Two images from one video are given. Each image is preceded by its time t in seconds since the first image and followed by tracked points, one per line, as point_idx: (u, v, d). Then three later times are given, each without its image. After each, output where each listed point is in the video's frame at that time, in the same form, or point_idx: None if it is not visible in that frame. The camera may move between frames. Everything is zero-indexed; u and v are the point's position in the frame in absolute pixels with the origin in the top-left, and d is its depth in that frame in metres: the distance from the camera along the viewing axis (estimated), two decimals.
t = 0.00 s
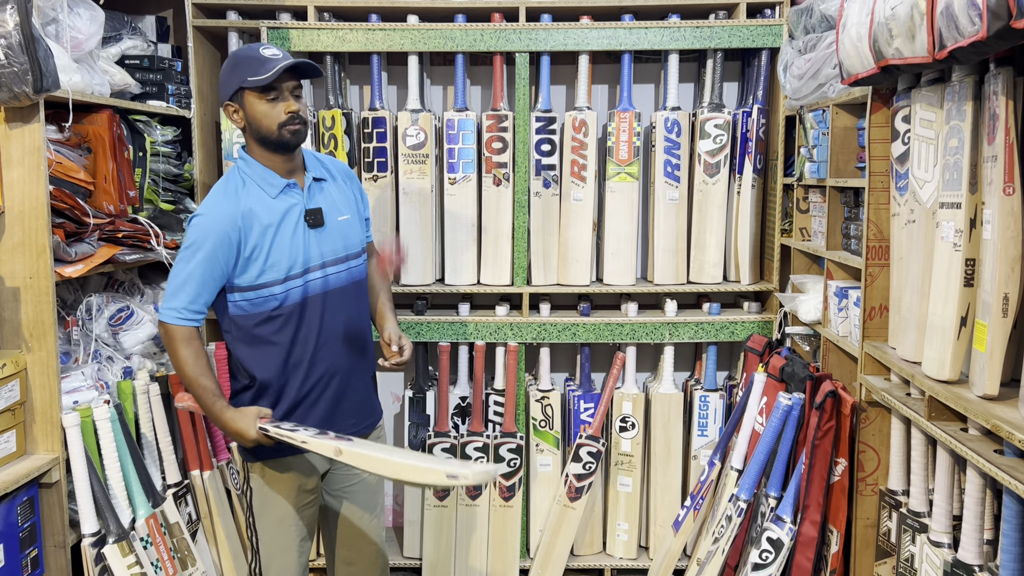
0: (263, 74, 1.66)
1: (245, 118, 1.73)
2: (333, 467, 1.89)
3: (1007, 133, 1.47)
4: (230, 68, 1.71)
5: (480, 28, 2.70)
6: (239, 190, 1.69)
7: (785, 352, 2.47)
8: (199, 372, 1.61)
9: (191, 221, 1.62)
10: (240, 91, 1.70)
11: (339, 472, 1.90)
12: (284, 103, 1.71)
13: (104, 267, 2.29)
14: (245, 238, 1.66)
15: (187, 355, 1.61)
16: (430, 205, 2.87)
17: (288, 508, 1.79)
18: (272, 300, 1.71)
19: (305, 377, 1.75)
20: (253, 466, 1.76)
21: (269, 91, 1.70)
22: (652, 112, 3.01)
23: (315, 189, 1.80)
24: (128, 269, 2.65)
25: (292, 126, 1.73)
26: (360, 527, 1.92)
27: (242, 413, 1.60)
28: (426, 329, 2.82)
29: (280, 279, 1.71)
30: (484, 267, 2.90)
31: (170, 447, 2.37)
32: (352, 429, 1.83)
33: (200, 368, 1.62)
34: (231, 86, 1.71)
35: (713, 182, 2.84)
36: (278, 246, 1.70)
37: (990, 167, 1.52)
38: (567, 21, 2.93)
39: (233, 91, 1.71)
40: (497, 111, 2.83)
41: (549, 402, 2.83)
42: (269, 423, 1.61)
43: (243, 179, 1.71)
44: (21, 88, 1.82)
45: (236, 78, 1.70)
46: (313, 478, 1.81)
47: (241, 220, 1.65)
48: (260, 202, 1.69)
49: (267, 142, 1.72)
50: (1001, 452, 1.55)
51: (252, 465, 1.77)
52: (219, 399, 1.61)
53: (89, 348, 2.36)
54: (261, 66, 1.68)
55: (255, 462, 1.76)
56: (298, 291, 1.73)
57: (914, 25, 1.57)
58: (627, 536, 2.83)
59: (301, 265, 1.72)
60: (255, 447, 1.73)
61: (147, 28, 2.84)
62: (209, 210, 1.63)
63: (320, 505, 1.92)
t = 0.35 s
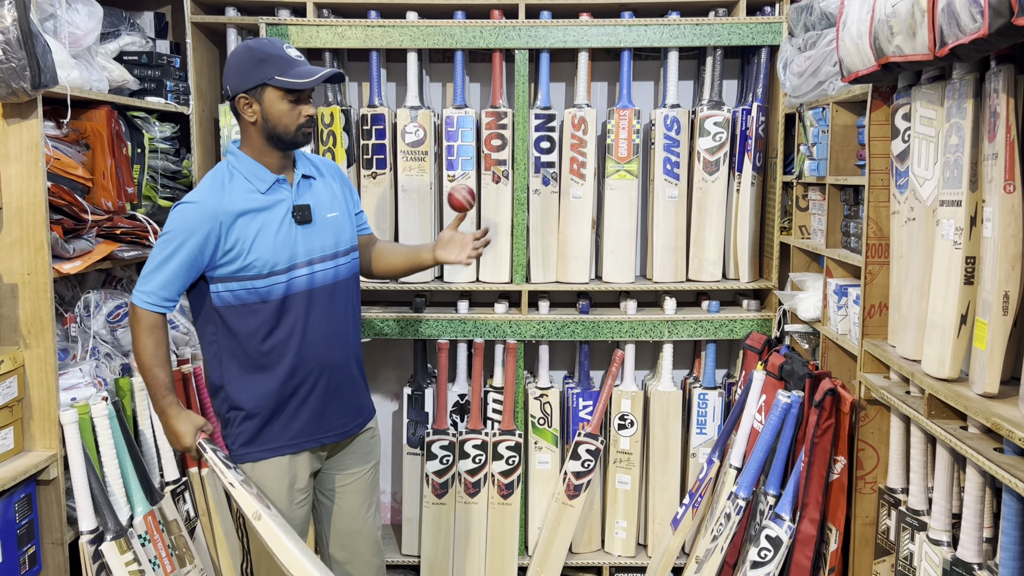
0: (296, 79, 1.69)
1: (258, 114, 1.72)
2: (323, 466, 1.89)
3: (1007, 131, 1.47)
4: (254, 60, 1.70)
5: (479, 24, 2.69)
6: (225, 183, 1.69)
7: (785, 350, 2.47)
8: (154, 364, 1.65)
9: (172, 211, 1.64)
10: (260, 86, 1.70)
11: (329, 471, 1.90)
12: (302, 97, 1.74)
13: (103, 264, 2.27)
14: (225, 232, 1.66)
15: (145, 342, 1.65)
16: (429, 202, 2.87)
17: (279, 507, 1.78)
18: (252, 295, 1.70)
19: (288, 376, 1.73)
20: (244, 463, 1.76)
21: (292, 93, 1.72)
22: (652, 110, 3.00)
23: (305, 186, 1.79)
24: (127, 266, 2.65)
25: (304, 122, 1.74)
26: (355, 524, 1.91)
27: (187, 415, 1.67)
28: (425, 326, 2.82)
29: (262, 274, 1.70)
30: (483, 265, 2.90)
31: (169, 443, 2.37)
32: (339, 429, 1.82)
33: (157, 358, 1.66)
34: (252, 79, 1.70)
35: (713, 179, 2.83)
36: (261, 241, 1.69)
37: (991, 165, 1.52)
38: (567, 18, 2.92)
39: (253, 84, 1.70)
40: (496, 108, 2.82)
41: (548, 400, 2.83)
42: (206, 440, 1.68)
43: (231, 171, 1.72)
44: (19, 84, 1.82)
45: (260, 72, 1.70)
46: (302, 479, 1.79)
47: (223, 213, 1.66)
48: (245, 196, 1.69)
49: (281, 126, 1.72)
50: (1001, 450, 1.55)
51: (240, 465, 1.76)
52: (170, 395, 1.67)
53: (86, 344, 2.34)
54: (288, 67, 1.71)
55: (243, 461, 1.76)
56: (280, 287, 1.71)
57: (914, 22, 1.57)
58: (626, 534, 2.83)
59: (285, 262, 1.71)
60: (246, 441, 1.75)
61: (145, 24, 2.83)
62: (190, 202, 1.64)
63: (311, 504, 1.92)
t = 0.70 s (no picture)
0: (320, 94, 1.66)
1: (274, 117, 1.71)
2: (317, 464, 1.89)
3: (1007, 128, 1.46)
4: (280, 63, 1.67)
5: (478, 20, 2.68)
6: (240, 179, 1.66)
7: (784, 348, 2.48)
8: (204, 361, 1.56)
9: (189, 204, 1.58)
10: (282, 90, 1.68)
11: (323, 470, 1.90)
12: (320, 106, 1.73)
13: (100, 260, 2.26)
14: (242, 229, 1.64)
15: (185, 344, 1.55)
16: (427, 199, 2.86)
17: (278, 504, 1.77)
18: (258, 293, 1.68)
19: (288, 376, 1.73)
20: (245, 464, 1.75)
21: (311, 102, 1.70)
22: (651, 107, 3.00)
23: (310, 187, 1.79)
24: (124, 263, 2.63)
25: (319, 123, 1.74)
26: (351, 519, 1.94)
27: (255, 398, 1.61)
28: (424, 323, 2.81)
29: (269, 273, 1.68)
30: (481, 261, 2.89)
31: (166, 440, 2.37)
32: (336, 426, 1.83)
33: (204, 356, 1.57)
34: (275, 81, 1.68)
35: (712, 176, 2.83)
36: (274, 240, 1.68)
37: (991, 162, 1.52)
38: (566, 14, 2.91)
39: (274, 86, 1.68)
40: (495, 104, 2.81)
41: (547, 397, 2.83)
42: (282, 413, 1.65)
43: (242, 167, 1.68)
44: (16, 79, 1.81)
45: (285, 76, 1.67)
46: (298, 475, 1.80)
47: (240, 210, 1.63)
48: (260, 193, 1.67)
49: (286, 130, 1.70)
50: (1000, 447, 1.55)
51: (240, 465, 1.76)
52: (230, 385, 1.58)
53: (84, 342, 2.34)
54: (315, 79, 1.68)
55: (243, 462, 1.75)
56: (285, 287, 1.71)
57: (915, 18, 1.57)
58: (624, 531, 2.84)
59: (292, 261, 1.71)
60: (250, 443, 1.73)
61: (143, 20, 2.82)
62: (211, 196, 1.59)
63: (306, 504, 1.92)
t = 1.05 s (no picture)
0: (349, 85, 1.67)
1: (301, 111, 1.71)
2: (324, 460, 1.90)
3: (1004, 125, 1.47)
4: (305, 56, 1.68)
5: (476, 17, 2.68)
6: (264, 177, 1.66)
7: (781, 345, 2.49)
8: (257, 347, 1.61)
9: (220, 203, 1.58)
10: (305, 83, 1.68)
11: (329, 465, 1.91)
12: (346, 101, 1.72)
13: (97, 257, 2.26)
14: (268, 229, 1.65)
15: (233, 338, 1.59)
16: (424, 196, 2.86)
17: (285, 501, 1.78)
18: (281, 294, 1.70)
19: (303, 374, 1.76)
20: (251, 460, 1.75)
21: (338, 96, 1.70)
22: (649, 104, 3.00)
23: (327, 188, 1.81)
24: (122, 260, 2.65)
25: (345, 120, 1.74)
26: (350, 516, 1.94)
27: (317, 364, 1.68)
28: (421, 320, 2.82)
29: (292, 273, 1.70)
30: (479, 258, 2.89)
31: (163, 437, 2.36)
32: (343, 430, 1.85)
33: (255, 344, 1.61)
34: (301, 76, 1.68)
35: (709, 174, 2.83)
36: (297, 240, 1.69)
37: (988, 159, 1.52)
38: (564, 11, 2.91)
39: (298, 80, 1.68)
40: (493, 101, 2.81)
41: (544, 394, 2.83)
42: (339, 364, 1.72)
43: (265, 165, 1.69)
44: (12, 76, 1.81)
45: (309, 69, 1.67)
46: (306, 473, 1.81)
47: (266, 209, 1.64)
48: (284, 193, 1.68)
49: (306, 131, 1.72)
50: (996, 443, 1.56)
51: (246, 462, 1.76)
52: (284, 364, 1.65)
53: (81, 338, 2.33)
54: (340, 70, 1.69)
55: (250, 459, 1.75)
56: (306, 288, 1.73)
57: (912, 15, 1.57)
58: (621, 528, 2.84)
59: (313, 262, 1.73)
60: (259, 440, 1.74)
61: (140, 16, 2.81)
62: (240, 195, 1.59)
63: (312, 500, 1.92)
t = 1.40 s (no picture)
0: (349, 62, 1.69)
1: (307, 100, 1.72)
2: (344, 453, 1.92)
3: (1002, 122, 1.47)
4: (302, 47, 1.70)
5: (473, 15, 2.68)
6: (278, 174, 1.68)
7: (779, 342, 2.48)
8: (256, 371, 1.60)
9: (236, 202, 1.59)
10: (308, 71, 1.70)
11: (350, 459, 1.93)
12: (350, 82, 1.74)
13: (94, 254, 2.26)
14: (285, 225, 1.66)
15: (241, 349, 1.59)
16: (422, 193, 2.85)
17: (300, 495, 1.81)
18: (299, 290, 1.71)
19: (317, 367, 1.77)
20: (267, 453, 1.79)
21: (341, 78, 1.72)
22: (646, 101, 2.99)
23: (342, 178, 1.81)
24: (119, 256, 2.64)
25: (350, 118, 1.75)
26: (363, 513, 1.96)
27: (291, 417, 1.66)
28: (419, 318, 2.81)
29: (310, 268, 1.71)
30: (477, 256, 2.89)
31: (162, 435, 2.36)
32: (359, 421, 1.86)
33: (256, 367, 1.60)
34: (301, 64, 1.70)
35: (707, 172, 2.83)
36: (314, 234, 1.71)
37: (985, 156, 1.52)
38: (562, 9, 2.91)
39: (301, 70, 1.70)
40: (490, 99, 2.80)
41: (542, 392, 2.83)
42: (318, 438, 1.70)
43: (279, 162, 1.71)
44: (9, 72, 1.80)
45: (310, 58, 1.70)
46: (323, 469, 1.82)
47: (282, 205, 1.65)
48: (298, 188, 1.69)
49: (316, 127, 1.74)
50: (993, 441, 1.56)
51: (264, 454, 1.80)
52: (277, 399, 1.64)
53: (79, 335, 2.34)
54: (337, 53, 1.71)
55: (266, 450, 1.79)
56: (324, 281, 1.74)
57: (909, 13, 1.57)
58: (619, 526, 2.85)
59: (330, 255, 1.74)
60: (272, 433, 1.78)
61: (137, 13, 2.80)
62: (254, 193, 1.61)
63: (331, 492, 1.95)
